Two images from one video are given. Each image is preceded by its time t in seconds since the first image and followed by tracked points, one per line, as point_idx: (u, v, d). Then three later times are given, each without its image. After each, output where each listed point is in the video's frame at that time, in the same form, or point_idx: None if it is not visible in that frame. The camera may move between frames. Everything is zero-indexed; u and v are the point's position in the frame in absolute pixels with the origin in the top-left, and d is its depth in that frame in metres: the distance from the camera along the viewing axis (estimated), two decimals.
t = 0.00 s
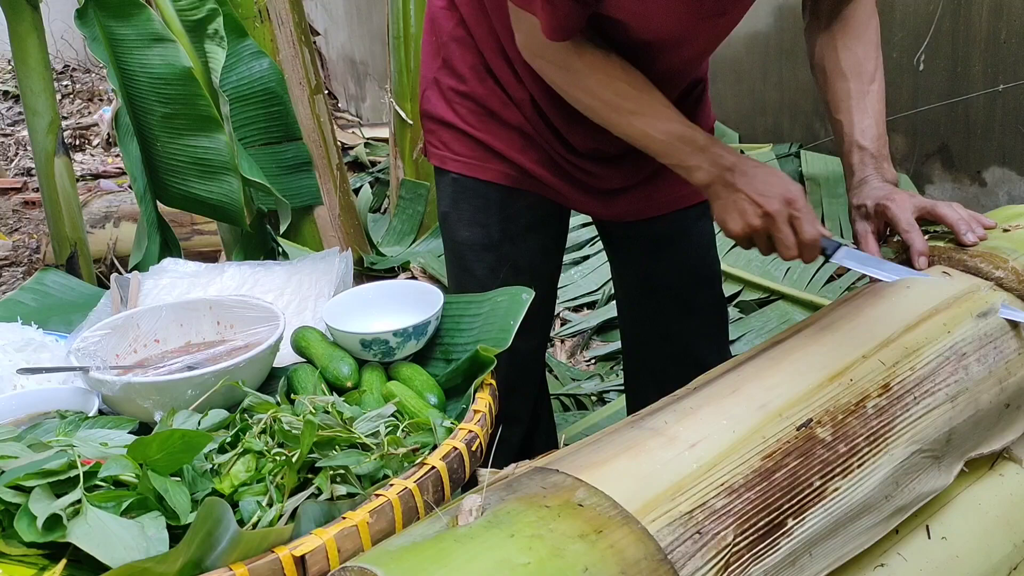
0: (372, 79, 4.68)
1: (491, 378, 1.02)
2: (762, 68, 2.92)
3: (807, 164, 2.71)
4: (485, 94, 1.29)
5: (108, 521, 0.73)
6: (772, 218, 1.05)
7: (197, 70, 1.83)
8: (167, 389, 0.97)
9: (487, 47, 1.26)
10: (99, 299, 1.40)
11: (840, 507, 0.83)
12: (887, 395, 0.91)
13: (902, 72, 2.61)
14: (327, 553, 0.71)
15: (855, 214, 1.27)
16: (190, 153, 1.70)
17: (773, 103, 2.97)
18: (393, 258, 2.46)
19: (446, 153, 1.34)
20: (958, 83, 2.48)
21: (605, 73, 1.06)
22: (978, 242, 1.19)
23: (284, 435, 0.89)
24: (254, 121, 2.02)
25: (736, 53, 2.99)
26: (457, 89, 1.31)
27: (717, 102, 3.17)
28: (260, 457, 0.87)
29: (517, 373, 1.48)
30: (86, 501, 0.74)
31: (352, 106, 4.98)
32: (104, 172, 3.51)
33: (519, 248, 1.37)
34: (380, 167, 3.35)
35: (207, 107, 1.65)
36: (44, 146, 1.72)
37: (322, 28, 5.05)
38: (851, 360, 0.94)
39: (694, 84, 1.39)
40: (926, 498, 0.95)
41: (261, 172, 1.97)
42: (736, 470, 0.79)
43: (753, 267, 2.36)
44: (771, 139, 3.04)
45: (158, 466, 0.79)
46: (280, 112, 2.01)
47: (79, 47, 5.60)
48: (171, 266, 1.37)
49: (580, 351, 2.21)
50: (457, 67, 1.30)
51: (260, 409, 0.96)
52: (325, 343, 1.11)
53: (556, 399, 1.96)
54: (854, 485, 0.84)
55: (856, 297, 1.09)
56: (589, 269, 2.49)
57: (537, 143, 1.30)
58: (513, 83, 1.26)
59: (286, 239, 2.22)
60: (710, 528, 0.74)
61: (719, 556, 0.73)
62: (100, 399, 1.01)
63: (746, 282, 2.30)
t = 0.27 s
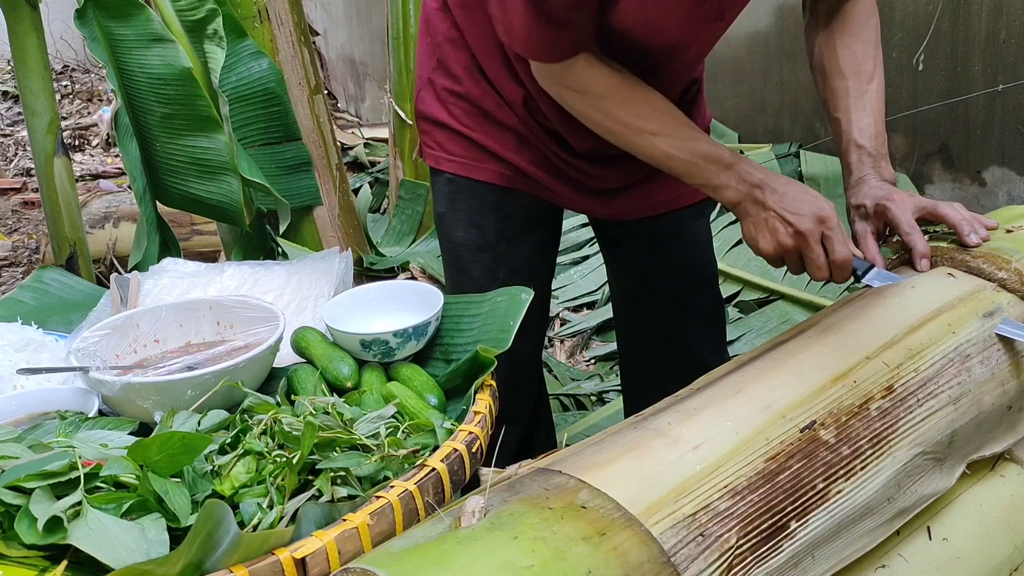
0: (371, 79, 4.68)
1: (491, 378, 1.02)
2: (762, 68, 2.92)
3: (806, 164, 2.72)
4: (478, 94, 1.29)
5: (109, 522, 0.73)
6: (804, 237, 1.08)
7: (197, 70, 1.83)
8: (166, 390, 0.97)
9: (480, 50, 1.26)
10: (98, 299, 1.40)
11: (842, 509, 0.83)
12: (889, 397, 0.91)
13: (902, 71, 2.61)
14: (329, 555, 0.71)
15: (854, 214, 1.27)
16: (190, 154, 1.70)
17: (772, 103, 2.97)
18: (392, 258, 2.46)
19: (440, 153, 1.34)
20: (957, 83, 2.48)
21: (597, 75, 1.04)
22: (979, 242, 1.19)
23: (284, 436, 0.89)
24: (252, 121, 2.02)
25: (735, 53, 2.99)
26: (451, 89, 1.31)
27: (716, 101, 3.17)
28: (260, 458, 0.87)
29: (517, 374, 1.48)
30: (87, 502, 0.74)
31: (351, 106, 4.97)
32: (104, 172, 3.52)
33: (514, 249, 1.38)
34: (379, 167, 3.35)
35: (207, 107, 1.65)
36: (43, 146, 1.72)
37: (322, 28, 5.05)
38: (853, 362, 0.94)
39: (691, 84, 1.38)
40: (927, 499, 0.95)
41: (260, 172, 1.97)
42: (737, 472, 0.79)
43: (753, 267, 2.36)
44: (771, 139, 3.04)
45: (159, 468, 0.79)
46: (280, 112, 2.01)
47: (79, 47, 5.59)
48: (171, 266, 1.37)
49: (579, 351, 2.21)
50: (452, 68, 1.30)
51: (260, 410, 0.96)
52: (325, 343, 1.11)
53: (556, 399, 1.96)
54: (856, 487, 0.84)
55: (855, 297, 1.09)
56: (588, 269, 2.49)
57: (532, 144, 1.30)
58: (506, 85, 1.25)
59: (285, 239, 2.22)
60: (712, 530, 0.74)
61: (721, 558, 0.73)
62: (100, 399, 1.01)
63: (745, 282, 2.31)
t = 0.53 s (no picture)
0: (371, 79, 4.68)
1: (490, 378, 1.02)
2: (761, 68, 2.93)
3: (806, 164, 2.72)
4: (475, 94, 1.29)
5: (108, 521, 0.73)
6: (724, 230, 1.05)
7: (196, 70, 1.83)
8: (166, 390, 0.97)
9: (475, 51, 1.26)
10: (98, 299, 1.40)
11: (840, 508, 0.83)
12: (887, 395, 0.91)
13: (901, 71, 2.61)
14: (327, 554, 0.71)
15: (853, 214, 1.27)
16: (189, 154, 1.70)
17: (771, 103, 2.98)
18: (392, 258, 2.46)
19: (437, 153, 1.35)
20: (957, 84, 2.48)
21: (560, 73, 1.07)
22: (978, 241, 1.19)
23: (284, 436, 0.89)
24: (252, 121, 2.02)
25: (735, 53, 2.99)
26: (448, 89, 1.31)
27: (716, 102, 3.17)
28: (259, 457, 0.87)
29: (516, 374, 1.48)
30: (86, 502, 0.74)
31: (351, 106, 4.98)
32: (104, 172, 3.52)
33: (513, 249, 1.38)
34: (379, 167, 3.35)
35: (206, 107, 1.65)
36: (43, 147, 1.72)
37: (321, 28, 5.05)
38: (851, 360, 0.94)
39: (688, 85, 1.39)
40: (926, 499, 0.95)
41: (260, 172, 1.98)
42: (735, 470, 0.79)
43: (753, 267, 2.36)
44: (770, 139, 3.04)
45: (158, 467, 0.79)
46: (279, 113, 2.01)
47: (78, 47, 5.59)
48: (170, 266, 1.37)
49: (579, 351, 2.21)
50: (449, 68, 1.30)
51: (260, 410, 0.96)
52: (324, 343, 1.11)
53: (556, 399, 1.96)
54: (854, 486, 0.84)
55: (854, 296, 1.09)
56: (588, 269, 2.49)
57: (528, 144, 1.30)
58: (501, 86, 1.25)
59: (285, 239, 2.22)
60: (710, 529, 0.74)
61: (719, 556, 0.73)
62: (100, 399, 1.01)
63: (745, 282, 2.31)
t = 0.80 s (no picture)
0: (371, 79, 4.69)
1: (490, 378, 1.02)
2: (760, 68, 2.93)
3: (805, 164, 2.72)
4: (472, 95, 1.29)
5: (107, 521, 0.73)
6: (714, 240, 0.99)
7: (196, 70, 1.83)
8: (165, 390, 0.97)
9: (471, 53, 1.26)
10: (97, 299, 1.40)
11: (839, 508, 0.83)
12: (885, 395, 0.91)
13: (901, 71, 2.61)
14: (327, 554, 0.71)
15: (851, 214, 1.27)
16: (189, 154, 1.70)
17: (771, 103, 2.98)
18: (392, 258, 2.46)
19: (434, 153, 1.35)
20: (956, 84, 2.49)
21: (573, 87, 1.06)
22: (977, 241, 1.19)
23: (283, 436, 0.89)
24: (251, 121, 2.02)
25: (734, 53, 3.00)
26: (445, 90, 1.31)
27: (715, 102, 3.17)
28: (259, 458, 0.87)
29: (515, 375, 1.48)
30: (85, 502, 0.74)
31: (351, 106, 4.98)
32: (103, 172, 3.52)
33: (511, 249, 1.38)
34: (379, 167, 3.35)
35: (205, 107, 1.65)
36: (42, 147, 1.72)
37: (321, 28, 5.05)
38: (850, 360, 0.94)
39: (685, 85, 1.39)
40: (925, 498, 0.95)
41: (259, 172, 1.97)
42: (734, 470, 0.79)
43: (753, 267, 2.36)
44: (769, 139, 3.04)
45: (158, 467, 0.79)
46: (279, 113, 2.01)
47: (78, 47, 5.60)
48: (169, 266, 1.37)
49: (579, 351, 2.21)
50: (446, 68, 1.30)
51: (260, 410, 0.96)
52: (324, 343, 1.11)
53: (556, 399, 1.96)
54: (853, 485, 0.84)
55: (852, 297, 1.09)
56: (588, 270, 2.49)
57: (525, 144, 1.30)
58: (496, 86, 1.25)
59: (284, 239, 2.22)
60: (709, 529, 0.74)
61: (718, 556, 0.73)
62: (99, 399, 1.01)
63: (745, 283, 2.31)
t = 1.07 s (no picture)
0: (371, 78, 4.68)
1: (490, 379, 1.02)
2: (760, 68, 2.93)
3: (805, 164, 2.72)
4: (471, 95, 1.29)
5: (108, 522, 0.73)
6: (747, 264, 1.05)
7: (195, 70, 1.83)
8: (166, 390, 0.97)
9: (471, 54, 1.26)
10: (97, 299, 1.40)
11: (840, 508, 0.83)
12: (886, 396, 0.91)
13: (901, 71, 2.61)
14: (329, 555, 0.71)
15: (851, 215, 1.27)
16: (189, 154, 1.70)
17: (770, 103, 2.98)
18: (392, 258, 2.46)
19: (434, 153, 1.35)
20: (956, 84, 2.49)
21: (560, 85, 1.06)
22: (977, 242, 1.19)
23: (283, 437, 0.89)
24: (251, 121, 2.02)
25: (734, 53, 3.00)
26: (445, 90, 1.31)
27: (715, 102, 3.18)
28: (259, 458, 0.87)
29: (515, 375, 1.48)
30: (85, 503, 0.74)
31: (351, 106, 4.97)
32: (103, 172, 3.52)
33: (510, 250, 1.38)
34: (378, 167, 3.35)
35: (205, 107, 1.65)
36: (42, 147, 1.72)
37: (320, 28, 5.04)
38: (850, 361, 0.94)
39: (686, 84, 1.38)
40: (926, 499, 0.95)
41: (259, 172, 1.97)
42: (734, 471, 0.79)
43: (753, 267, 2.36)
44: (769, 139, 3.04)
45: (158, 468, 0.79)
46: (279, 113, 2.01)
47: (77, 47, 5.59)
48: (169, 266, 1.37)
49: (578, 351, 2.21)
50: (446, 68, 1.30)
51: (260, 410, 0.96)
52: (324, 344, 1.11)
53: (555, 399, 1.96)
54: (854, 486, 0.84)
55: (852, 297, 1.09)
56: (588, 270, 2.49)
57: (523, 144, 1.30)
58: (495, 86, 1.25)
59: (284, 239, 2.22)
60: (710, 530, 0.74)
61: (719, 557, 0.73)
62: (99, 400, 1.01)
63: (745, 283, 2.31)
